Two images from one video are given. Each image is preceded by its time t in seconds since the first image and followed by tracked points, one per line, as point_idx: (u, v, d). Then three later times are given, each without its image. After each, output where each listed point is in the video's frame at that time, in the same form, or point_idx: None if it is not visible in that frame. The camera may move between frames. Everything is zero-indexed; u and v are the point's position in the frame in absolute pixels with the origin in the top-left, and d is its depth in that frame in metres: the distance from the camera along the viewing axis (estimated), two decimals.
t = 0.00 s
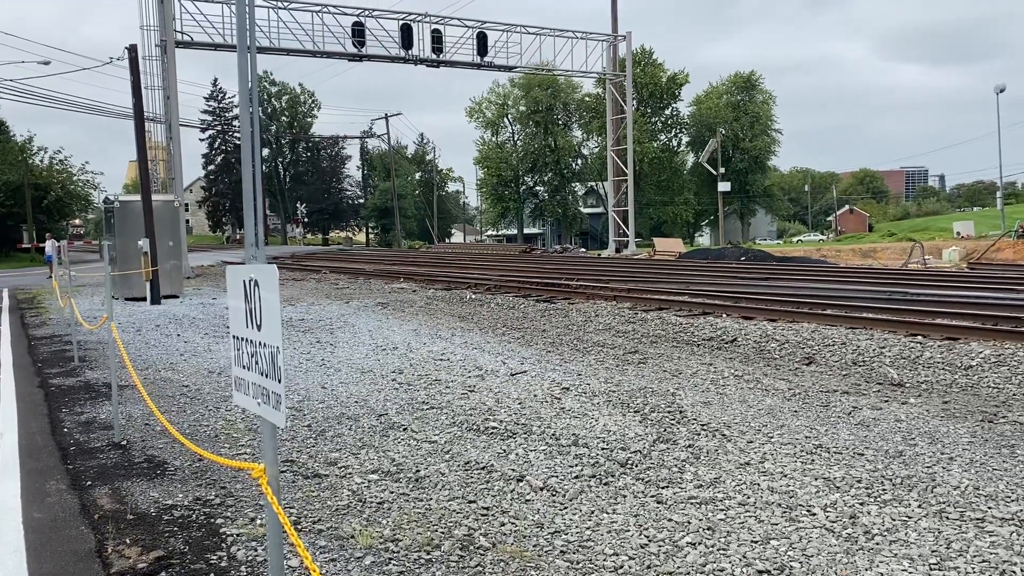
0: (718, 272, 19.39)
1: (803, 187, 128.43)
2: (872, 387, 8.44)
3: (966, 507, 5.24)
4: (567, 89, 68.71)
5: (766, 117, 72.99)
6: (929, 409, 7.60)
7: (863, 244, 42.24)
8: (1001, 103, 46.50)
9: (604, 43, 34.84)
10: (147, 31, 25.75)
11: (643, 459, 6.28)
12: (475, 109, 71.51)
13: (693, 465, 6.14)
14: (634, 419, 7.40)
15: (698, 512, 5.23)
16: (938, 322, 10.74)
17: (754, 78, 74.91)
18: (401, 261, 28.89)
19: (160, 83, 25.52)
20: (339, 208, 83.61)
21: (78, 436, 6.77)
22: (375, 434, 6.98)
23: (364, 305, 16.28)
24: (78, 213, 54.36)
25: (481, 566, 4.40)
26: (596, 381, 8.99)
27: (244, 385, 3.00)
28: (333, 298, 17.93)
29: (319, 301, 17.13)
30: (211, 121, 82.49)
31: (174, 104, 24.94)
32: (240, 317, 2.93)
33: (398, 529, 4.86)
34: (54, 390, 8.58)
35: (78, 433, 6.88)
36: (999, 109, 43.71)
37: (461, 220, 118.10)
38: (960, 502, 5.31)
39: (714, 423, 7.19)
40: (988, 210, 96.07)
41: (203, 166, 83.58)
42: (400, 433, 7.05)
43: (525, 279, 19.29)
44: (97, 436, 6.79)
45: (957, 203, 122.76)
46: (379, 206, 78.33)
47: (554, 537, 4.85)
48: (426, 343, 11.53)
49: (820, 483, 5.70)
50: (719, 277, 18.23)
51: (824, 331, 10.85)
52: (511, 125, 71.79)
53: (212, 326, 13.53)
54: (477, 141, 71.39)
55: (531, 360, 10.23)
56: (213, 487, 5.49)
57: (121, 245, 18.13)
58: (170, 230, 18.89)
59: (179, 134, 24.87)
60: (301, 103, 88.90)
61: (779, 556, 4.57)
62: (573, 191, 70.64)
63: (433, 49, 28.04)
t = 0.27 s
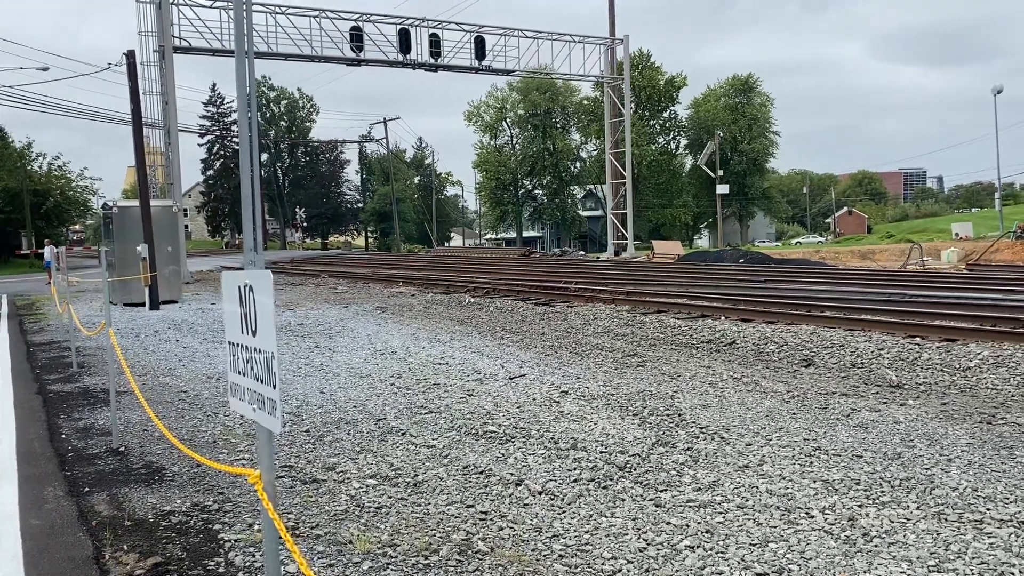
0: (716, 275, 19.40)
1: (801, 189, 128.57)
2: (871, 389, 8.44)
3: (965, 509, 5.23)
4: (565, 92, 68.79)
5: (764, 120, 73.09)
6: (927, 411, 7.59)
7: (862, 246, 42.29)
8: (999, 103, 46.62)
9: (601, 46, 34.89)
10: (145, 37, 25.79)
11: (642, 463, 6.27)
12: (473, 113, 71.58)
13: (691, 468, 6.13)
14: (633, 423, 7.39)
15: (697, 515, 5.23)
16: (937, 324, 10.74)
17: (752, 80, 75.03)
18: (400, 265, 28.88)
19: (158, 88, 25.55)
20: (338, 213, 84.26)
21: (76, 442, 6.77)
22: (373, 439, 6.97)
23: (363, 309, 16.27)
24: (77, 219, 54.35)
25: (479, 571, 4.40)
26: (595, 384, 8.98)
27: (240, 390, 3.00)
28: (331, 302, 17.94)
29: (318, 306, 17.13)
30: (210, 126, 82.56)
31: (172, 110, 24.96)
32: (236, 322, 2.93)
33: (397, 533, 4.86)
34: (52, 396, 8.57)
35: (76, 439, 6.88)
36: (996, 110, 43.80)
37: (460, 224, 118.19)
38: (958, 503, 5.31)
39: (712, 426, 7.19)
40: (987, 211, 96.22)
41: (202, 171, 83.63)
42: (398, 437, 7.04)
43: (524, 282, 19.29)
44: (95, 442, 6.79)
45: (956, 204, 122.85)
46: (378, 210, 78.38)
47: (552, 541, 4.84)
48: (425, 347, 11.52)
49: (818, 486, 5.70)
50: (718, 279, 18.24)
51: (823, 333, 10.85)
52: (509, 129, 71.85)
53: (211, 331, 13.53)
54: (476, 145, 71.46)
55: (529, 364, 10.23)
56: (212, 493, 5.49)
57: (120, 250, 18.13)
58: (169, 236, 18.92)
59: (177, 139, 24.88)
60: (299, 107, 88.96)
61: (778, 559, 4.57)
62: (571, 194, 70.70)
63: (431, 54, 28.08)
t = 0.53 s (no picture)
0: (715, 277, 19.39)
1: (800, 190, 128.61)
2: (869, 391, 8.43)
3: (963, 511, 5.22)
4: (564, 95, 68.82)
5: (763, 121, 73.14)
6: (926, 413, 7.58)
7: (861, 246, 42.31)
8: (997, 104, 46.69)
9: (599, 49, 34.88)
10: (143, 42, 25.80)
11: (640, 467, 6.25)
12: (472, 116, 71.62)
13: (689, 471, 6.12)
14: (631, 426, 7.37)
15: (694, 519, 5.21)
16: (935, 325, 10.72)
17: (750, 82, 75.12)
18: (399, 269, 28.87)
19: (156, 93, 25.54)
20: (338, 217, 84.45)
21: (72, 449, 6.76)
22: (371, 443, 6.96)
23: (361, 313, 16.25)
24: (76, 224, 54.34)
25: None
26: (593, 387, 8.96)
27: (231, 398, 2.99)
28: (330, 306, 17.93)
29: (317, 310, 17.12)
30: (209, 130, 82.59)
31: (170, 115, 24.95)
32: (226, 328, 2.92)
33: (393, 539, 4.84)
34: (49, 403, 8.55)
35: (73, 446, 6.86)
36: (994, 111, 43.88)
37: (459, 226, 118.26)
38: (956, 505, 5.30)
39: (710, 428, 7.18)
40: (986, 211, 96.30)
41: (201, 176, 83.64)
42: (396, 442, 7.02)
43: (522, 285, 19.28)
44: (92, 448, 6.77)
45: (955, 205, 122.85)
46: (377, 213, 78.42)
47: (548, 546, 4.83)
48: (423, 351, 11.51)
49: (816, 489, 5.68)
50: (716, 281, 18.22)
51: (821, 335, 10.84)
52: (508, 132, 71.89)
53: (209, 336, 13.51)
54: (474, 148, 71.49)
55: (528, 367, 10.21)
56: (208, 499, 5.48)
57: (118, 255, 18.08)
58: (167, 241, 18.89)
59: (175, 144, 24.86)
60: (298, 111, 88.98)
61: (775, 562, 4.55)
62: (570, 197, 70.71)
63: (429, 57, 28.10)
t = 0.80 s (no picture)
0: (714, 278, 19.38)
1: (799, 190, 128.62)
2: (868, 391, 8.41)
3: (961, 511, 5.20)
4: (562, 96, 68.84)
5: (761, 121, 73.16)
6: (924, 413, 7.56)
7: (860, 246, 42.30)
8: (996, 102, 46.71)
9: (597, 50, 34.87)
10: (140, 47, 25.78)
11: (638, 469, 6.23)
12: (470, 118, 71.62)
13: (687, 473, 6.09)
14: (629, 428, 7.35)
15: (691, 521, 5.19)
16: (934, 324, 10.70)
17: (749, 82, 75.12)
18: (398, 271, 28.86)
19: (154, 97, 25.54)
20: (336, 219, 84.79)
21: (68, 454, 6.74)
22: (368, 447, 6.94)
23: (360, 316, 16.24)
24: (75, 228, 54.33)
25: None
26: (591, 389, 8.94)
27: (223, 403, 2.97)
28: (329, 309, 17.93)
29: (316, 313, 17.10)
30: (208, 133, 82.63)
31: (168, 119, 24.95)
32: (216, 332, 2.90)
33: (389, 544, 4.82)
34: (45, 408, 8.54)
35: (69, 451, 6.84)
36: (992, 109, 43.89)
37: (458, 228, 118.34)
38: (954, 506, 5.28)
39: (709, 430, 7.16)
40: (985, 209, 96.30)
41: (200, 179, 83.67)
42: (393, 445, 7.00)
43: (521, 287, 19.26)
44: (88, 454, 6.75)
45: (955, 204, 122.79)
46: (376, 216, 78.44)
47: (545, 549, 4.81)
48: (421, 353, 11.49)
49: (814, 490, 5.66)
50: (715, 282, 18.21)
51: (820, 335, 10.82)
52: (506, 133, 71.88)
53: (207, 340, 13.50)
54: (473, 150, 71.53)
55: (526, 370, 10.19)
56: (203, 504, 5.45)
57: (116, 260, 18.08)
58: (165, 244, 18.86)
59: (173, 148, 24.85)
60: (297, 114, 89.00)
61: (773, 565, 4.53)
62: (569, 198, 70.73)
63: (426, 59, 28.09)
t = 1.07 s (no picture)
0: (712, 277, 19.38)
1: (798, 189, 128.68)
2: (866, 390, 8.39)
3: (958, 511, 5.18)
4: (560, 97, 68.93)
5: (759, 121, 73.21)
6: (922, 411, 7.55)
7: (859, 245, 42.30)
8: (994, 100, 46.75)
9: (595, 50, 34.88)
10: (138, 50, 25.77)
11: (635, 470, 6.22)
12: (468, 119, 71.64)
13: (684, 474, 6.08)
14: (626, 428, 7.34)
15: (688, 522, 5.17)
16: (932, 323, 10.69)
17: (747, 81, 75.12)
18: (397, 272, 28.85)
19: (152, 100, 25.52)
20: (336, 221, 83.75)
21: (64, 459, 6.72)
22: (365, 449, 6.93)
23: (358, 318, 16.25)
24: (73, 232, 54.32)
25: None
26: (589, 390, 8.93)
27: (212, 408, 2.96)
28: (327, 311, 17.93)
29: (314, 315, 17.10)
30: (206, 136, 82.66)
31: (166, 121, 24.92)
32: (205, 336, 2.89)
33: (385, 547, 4.81)
34: (42, 412, 8.52)
35: (64, 455, 6.82)
36: (990, 107, 43.88)
37: (457, 230, 118.32)
38: (952, 505, 5.26)
39: (706, 430, 7.14)
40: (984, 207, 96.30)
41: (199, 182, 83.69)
42: (389, 447, 6.99)
43: (519, 288, 19.25)
44: (84, 458, 6.73)
45: (953, 202, 122.89)
46: (375, 217, 78.43)
47: (541, 552, 4.79)
48: (419, 355, 11.48)
49: (812, 490, 5.65)
50: (713, 282, 18.21)
51: (817, 334, 10.81)
52: (504, 134, 71.87)
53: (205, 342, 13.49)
54: (472, 151, 71.57)
55: (524, 371, 10.18)
56: (199, 508, 5.43)
57: (114, 263, 18.07)
58: (163, 247, 18.85)
59: (171, 150, 24.81)
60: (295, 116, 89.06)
61: (769, 565, 4.51)
62: (568, 199, 70.75)
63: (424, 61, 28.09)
